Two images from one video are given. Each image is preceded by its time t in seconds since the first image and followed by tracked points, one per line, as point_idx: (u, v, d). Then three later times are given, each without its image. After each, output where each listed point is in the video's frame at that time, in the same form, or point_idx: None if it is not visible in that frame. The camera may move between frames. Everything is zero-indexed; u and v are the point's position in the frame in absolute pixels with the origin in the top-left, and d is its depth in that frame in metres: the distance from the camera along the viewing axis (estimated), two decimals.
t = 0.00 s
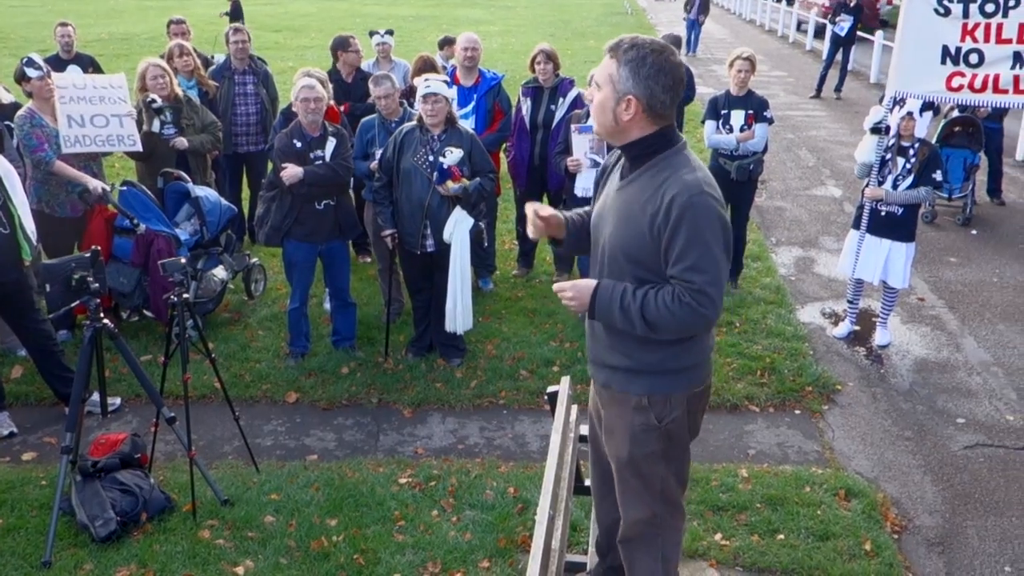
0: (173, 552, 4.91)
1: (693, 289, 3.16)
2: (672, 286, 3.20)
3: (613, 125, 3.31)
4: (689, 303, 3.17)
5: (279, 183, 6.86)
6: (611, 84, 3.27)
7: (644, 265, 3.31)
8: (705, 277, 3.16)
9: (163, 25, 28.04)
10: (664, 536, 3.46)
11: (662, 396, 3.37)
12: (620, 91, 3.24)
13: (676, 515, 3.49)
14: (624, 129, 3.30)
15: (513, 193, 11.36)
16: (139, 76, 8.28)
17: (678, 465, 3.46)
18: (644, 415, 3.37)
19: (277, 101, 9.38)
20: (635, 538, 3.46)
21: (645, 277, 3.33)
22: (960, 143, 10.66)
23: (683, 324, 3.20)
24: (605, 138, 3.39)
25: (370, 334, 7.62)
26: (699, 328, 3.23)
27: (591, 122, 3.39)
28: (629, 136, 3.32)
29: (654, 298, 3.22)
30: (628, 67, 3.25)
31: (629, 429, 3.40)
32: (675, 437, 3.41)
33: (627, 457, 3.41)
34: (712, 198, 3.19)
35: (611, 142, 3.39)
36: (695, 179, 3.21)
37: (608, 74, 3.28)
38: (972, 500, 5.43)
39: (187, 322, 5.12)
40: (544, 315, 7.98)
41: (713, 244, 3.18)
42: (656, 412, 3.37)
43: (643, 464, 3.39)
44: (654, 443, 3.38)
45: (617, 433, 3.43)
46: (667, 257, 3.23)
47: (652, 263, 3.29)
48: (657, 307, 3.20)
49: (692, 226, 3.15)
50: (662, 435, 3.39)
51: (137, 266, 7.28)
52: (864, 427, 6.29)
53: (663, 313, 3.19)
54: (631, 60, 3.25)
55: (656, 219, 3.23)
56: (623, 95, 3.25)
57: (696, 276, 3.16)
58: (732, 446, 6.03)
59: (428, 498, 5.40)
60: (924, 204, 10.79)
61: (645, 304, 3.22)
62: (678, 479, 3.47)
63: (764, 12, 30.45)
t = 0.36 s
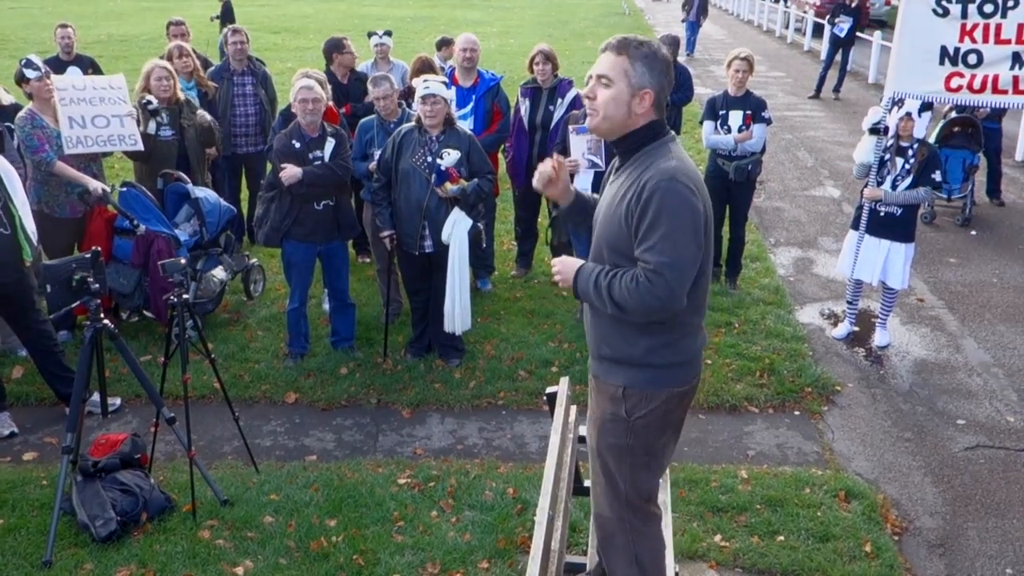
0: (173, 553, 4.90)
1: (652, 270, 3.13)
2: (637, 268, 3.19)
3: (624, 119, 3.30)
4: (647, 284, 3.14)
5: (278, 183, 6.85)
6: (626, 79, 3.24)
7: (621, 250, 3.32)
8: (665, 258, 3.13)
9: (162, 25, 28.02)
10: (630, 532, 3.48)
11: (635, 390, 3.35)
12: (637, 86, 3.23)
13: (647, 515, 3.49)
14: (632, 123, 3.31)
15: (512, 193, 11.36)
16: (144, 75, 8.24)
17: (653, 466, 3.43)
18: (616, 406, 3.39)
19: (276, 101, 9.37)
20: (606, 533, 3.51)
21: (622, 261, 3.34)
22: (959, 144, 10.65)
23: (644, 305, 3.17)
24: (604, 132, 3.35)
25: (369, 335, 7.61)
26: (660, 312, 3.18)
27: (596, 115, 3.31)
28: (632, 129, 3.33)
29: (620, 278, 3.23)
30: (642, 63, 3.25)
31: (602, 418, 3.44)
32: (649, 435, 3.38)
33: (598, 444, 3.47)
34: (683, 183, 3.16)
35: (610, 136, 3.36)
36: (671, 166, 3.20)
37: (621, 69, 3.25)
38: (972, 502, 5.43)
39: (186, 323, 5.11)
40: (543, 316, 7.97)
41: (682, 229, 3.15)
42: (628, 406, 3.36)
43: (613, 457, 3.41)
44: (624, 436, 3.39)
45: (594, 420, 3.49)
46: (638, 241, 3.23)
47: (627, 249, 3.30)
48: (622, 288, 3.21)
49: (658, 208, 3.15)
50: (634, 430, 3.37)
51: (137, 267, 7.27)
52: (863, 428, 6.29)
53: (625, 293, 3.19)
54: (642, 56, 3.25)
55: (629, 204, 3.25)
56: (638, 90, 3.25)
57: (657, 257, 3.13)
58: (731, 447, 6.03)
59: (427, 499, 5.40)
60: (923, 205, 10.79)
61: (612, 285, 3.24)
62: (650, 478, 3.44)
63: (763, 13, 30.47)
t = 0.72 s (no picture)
0: (184, 553, 4.92)
1: (682, 264, 3.14)
2: (664, 261, 3.19)
3: (650, 121, 3.28)
4: (676, 278, 3.15)
5: (290, 184, 6.87)
6: (654, 81, 3.23)
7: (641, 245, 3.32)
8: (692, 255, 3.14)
9: (175, 27, 28.18)
10: (648, 531, 3.47)
11: (658, 386, 3.36)
12: (665, 89, 3.24)
13: (663, 514, 3.48)
14: (655, 126, 3.30)
15: (524, 194, 11.37)
16: (167, 75, 8.32)
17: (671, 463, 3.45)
18: (638, 404, 3.38)
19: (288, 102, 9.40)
20: (623, 535, 3.48)
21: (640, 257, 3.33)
22: (972, 145, 10.59)
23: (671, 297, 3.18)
24: (627, 133, 3.31)
25: (381, 335, 7.63)
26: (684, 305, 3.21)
27: (622, 116, 3.26)
28: (655, 131, 3.31)
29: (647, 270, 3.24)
30: (668, 66, 3.25)
31: (622, 416, 3.42)
32: (671, 431, 3.40)
33: (617, 443, 3.45)
34: (712, 181, 3.18)
35: (632, 137, 3.32)
36: (696, 164, 3.21)
37: (649, 71, 3.23)
38: (986, 504, 5.40)
39: (199, 324, 5.14)
40: (554, 317, 7.97)
41: (709, 225, 3.16)
42: (650, 403, 3.37)
43: (634, 456, 3.40)
44: (646, 433, 3.39)
45: (611, 419, 3.46)
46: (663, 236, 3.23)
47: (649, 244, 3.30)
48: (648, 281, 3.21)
49: (688, 204, 3.15)
50: (657, 427, 3.38)
51: (149, 268, 7.32)
52: (876, 429, 6.26)
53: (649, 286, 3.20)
54: (669, 59, 3.27)
55: (654, 199, 3.25)
56: (665, 93, 3.25)
57: (685, 252, 3.14)
58: (743, 449, 6.01)
59: (438, 500, 5.40)
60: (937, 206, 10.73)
61: (637, 277, 3.24)
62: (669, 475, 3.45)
63: (775, 14, 30.37)
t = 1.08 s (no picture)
0: (185, 554, 4.92)
1: (693, 241, 3.11)
2: (673, 239, 3.15)
3: (666, 120, 3.27)
4: (687, 254, 3.09)
5: (292, 185, 6.88)
6: (673, 80, 3.23)
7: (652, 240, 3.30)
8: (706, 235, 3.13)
9: (177, 28, 28.18)
10: (652, 532, 3.48)
11: (669, 389, 3.35)
12: (683, 89, 3.24)
13: (667, 517, 3.50)
14: (669, 125, 3.30)
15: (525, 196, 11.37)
16: (170, 76, 8.37)
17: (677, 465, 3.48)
18: (649, 406, 3.37)
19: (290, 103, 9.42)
20: (628, 537, 3.48)
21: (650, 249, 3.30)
22: (974, 147, 10.60)
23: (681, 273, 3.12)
24: (642, 131, 3.30)
25: (382, 336, 7.63)
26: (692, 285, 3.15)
27: (640, 113, 3.25)
28: (669, 131, 3.31)
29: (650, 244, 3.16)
30: (686, 67, 3.26)
31: (632, 418, 3.40)
32: (680, 432, 3.41)
33: (626, 445, 3.43)
34: (726, 179, 3.21)
35: (646, 136, 3.31)
36: (711, 165, 3.25)
37: (668, 70, 3.23)
38: (986, 506, 5.39)
39: (200, 324, 5.14)
40: (555, 319, 7.97)
41: (722, 219, 3.18)
42: (662, 404, 3.36)
43: (644, 458, 3.40)
44: (656, 434, 3.38)
45: (620, 422, 3.43)
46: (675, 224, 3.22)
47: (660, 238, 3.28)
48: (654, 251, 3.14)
49: (701, 198, 3.16)
50: (667, 428, 3.39)
51: (151, 269, 7.33)
52: (877, 431, 6.26)
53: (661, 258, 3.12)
54: (687, 60, 3.27)
55: (668, 194, 3.25)
56: (682, 93, 3.25)
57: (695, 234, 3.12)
58: (744, 450, 6.01)
59: (439, 501, 5.41)
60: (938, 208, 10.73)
61: (644, 248, 3.16)
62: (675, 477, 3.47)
63: (777, 16, 30.37)
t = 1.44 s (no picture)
0: (179, 556, 4.91)
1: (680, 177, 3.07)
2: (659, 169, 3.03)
3: (650, 114, 3.24)
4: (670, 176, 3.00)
5: (286, 186, 6.87)
6: (658, 74, 3.17)
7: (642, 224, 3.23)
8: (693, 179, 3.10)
9: (171, 28, 28.13)
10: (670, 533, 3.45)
11: (677, 386, 3.35)
12: (666, 84, 3.19)
13: (685, 512, 3.48)
14: (655, 118, 3.26)
15: (520, 197, 11.37)
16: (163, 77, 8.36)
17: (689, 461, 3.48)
18: (660, 406, 3.35)
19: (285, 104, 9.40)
20: (646, 538, 3.45)
21: (638, 227, 3.25)
22: (969, 148, 10.72)
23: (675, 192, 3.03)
24: (627, 125, 3.28)
25: (377, 337, 7.62)
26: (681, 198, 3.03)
27: (621, 109, 3.23)
28: (653, 125, 3.29)
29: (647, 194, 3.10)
30: (671, 58, 3.19)
31: (644, 421, 3.37)
32: (691, 428, 3.42)
33: (641, 449, 3.39)
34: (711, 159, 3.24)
35: (630, 129, 3.30)
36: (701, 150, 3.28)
37: (652, 64, 3.16)
38: (980, 506, 5.41)
39: (194, 326, 5.13)
40: (550, 319, 7.97)
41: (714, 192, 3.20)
42: (671, 403, 3.35)
43: (659, 460, 3.37)
44: (671, 433, 3.37)
45: (631, 426, 3.40)
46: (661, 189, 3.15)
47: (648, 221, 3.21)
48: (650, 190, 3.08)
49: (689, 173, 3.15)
50: (679, 426, 3.38)
51: (144, 270, 7.31)
52: (871, 431, 6.27)
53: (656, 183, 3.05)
54: (671, 52, 3.21)
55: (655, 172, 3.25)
56: (666, 87, 3.20)
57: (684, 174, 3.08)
58: (739, 450, 6.02)
59: (434, 501, 5.40)
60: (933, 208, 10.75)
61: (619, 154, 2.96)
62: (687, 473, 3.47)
63: (772, 17, 30.42)
